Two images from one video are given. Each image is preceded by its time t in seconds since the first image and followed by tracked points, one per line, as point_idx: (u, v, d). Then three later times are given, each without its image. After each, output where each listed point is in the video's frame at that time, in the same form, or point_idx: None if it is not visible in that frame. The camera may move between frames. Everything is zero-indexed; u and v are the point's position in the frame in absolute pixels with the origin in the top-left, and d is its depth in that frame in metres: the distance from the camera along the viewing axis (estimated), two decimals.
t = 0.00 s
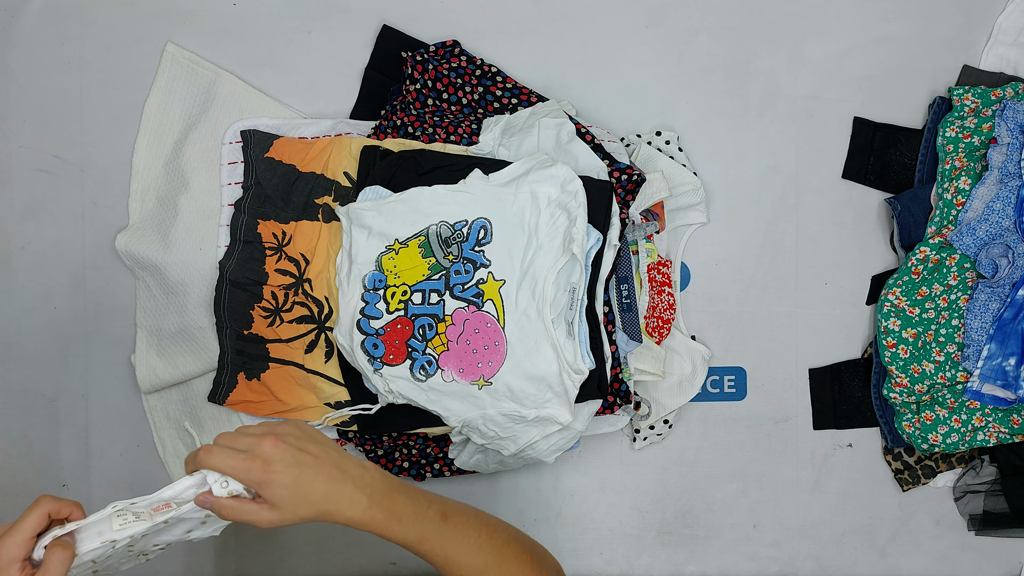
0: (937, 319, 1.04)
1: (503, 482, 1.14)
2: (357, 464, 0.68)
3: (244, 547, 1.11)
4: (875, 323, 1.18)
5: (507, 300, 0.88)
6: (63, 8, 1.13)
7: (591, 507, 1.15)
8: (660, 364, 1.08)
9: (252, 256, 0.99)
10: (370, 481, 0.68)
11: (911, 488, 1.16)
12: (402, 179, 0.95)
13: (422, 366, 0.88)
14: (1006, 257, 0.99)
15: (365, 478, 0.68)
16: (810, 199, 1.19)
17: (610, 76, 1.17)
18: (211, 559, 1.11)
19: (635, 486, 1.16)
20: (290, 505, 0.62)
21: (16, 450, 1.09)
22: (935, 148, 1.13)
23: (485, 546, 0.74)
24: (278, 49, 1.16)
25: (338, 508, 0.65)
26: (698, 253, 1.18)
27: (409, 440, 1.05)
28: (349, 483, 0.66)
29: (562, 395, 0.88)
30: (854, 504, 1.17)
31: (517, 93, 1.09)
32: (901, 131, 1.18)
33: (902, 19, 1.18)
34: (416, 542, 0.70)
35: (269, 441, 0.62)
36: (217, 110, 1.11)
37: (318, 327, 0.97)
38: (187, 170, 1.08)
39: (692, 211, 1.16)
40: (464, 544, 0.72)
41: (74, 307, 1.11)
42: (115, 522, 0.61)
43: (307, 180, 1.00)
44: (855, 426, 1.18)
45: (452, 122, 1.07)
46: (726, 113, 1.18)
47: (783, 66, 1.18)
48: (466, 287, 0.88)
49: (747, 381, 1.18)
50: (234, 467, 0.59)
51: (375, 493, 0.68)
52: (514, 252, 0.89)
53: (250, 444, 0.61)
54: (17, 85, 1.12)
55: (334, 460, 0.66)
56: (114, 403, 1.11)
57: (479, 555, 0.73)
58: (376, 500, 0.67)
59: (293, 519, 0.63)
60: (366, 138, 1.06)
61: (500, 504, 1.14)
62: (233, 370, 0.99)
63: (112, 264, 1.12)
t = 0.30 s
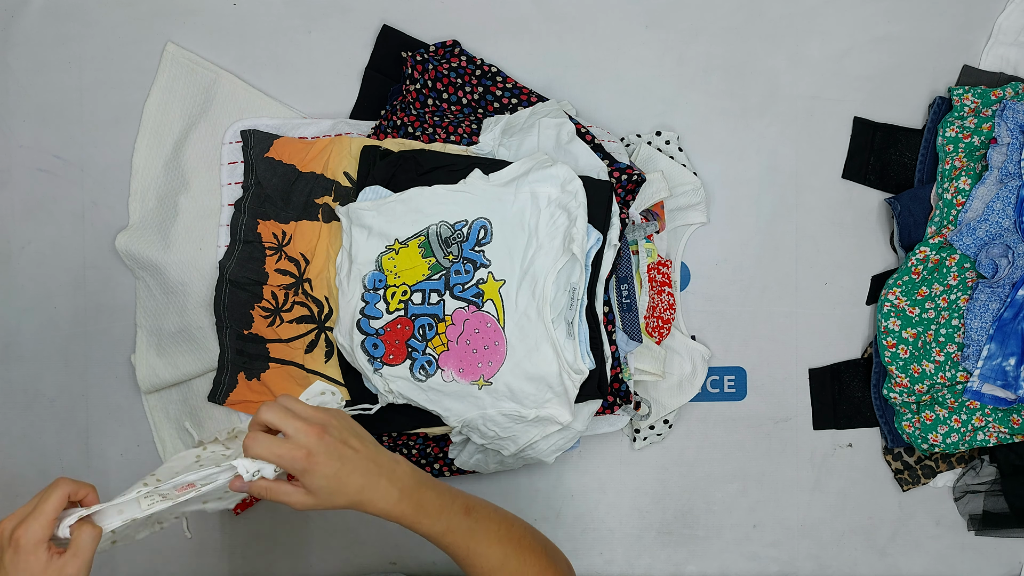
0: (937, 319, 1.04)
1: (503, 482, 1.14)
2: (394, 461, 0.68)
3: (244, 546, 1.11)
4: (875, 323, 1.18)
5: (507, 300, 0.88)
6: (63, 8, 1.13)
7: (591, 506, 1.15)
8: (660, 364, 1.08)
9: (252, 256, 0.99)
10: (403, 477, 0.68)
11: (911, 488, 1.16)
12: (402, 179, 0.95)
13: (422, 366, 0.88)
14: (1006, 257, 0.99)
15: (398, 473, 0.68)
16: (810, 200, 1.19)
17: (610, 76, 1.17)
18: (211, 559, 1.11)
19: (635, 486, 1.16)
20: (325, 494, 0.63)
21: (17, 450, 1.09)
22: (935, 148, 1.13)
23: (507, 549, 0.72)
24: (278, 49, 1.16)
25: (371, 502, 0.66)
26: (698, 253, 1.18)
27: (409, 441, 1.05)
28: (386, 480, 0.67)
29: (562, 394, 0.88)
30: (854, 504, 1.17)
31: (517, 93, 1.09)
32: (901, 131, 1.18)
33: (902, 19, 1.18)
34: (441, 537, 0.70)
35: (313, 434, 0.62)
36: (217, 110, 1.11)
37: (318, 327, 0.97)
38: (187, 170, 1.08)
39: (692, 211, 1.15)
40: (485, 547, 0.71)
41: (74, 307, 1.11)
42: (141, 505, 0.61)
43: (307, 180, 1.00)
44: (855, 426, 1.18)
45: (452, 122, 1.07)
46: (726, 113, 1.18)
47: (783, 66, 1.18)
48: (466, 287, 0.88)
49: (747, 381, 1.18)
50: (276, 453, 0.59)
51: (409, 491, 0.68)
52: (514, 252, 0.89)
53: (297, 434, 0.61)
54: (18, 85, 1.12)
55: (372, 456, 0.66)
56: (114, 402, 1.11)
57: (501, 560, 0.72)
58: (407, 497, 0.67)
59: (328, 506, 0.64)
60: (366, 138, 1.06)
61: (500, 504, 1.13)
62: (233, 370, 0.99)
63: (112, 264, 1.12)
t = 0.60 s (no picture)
0: (937, 319, 1.04)
1: (503, 483, 1.14)
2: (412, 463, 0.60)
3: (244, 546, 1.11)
4: (875, 323, 1.18)
5: (507, 300, 0.88)
6: (63, 8, 1.13)
7: (591, 506, 1.15)
8: (660, 364, 1.08)
9: (252, 256, 0.99)
10: (420, 475, 0.59)
11: (911, 488, 1.16)
12: (402, 179, 0.95)
13: (422, 366, 0.88)
14: (1006, 257, 0.99)
15: (418, 474, 0.59)
16: (810, 200, 1.19)
17: (610, 76, 1.17)
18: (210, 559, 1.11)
19: (635, 486, 1.16)
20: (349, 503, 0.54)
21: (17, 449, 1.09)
22: (935, 148, 1.13)
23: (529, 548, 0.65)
24: (278, 49, 1.16)
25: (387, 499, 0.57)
26: (698, 253, 1.18)
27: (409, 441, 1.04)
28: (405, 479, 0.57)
29: (562, 395, 0.88)
30: (854, 504, 1.17)
31: (516, 93, 1.09)
32: (901, 131, 1.17)
33: (902, 19, 1.18)
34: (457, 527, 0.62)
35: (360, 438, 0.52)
36: (217, 110, 1.11)
37: (319, 327, 0.97)
38: (187, 170, 1.08)
39: (692, 211, 1.15)
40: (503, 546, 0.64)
41: (74, 307, 1.11)
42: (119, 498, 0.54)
43: (307, 180, 0.99)
44: (855, 426, 1.18)
45: (452, 122, 1.07)
46: (726, 113, 1.18)
47: (783, 66, 1.18)
48: (466, 287, 0.88)
49: (747, 381, 1.17)
50: (321, 459, 0.50)
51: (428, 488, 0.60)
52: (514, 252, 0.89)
53: (336, 441, 0.51)
54: (17, 85, 1.12)
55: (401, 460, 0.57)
56: (114, 402, 1.11)
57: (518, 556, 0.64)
58: (424, 493, 0.59)
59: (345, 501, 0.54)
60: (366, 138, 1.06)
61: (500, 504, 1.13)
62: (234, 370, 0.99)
63: (112, 264, 1.12)
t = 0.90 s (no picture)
0: (937, 319, 1.04)
1: (503, 482, 1.14)
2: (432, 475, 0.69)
3: (244, 546, 1.11)
4: (875, 323, 1.18)
5: (507, 300, 0.88)
6: (63, 8, 1.13)
7: (591, 506, 1.15)
8: (660, 364, 1.08)
9: (252, 256, 0.99)
10: (437, 485, 0.69)
11: (911, 488, 1.16)
12: (402, 179, 0.95)
13: (422, 366, 0.88)
14: (1006, 257, 0.99)
15: (436, 482, 0.69)
16: (810, 200, 1.19)
17: (610, 76, 1.17)
18: (210, 559, 1.11)
19: (635, 486, 1.16)
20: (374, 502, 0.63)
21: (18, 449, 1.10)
22: (936, 148, 1.13)
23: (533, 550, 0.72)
24: (277, 49, 1.16)
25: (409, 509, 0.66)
26: (698, 253, 1.18)
27: (409, 440, 1.05)
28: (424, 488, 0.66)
29: (561, 395, 0.88)
30: (854, 504, 1.17)
31: (516, 93, 1.09)
32: (901, 131, 1.17)
33: (902, 19, 1.18)
34: (472, 537, 0.70)
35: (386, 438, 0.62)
36: (217, 110, 1.12)
37: (319, 327, 0.97)
38: (187, 170, 1.08)
39: (692, 211, 1.15)
40: (512, 548, 0.71)
41: (74, 307, 1.11)
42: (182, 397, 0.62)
43: (307, 180, 1.00)
44: (855, 426, 1.18)
45: (452, 122, 1.07)
46: (726, 113, 1.18)
47: (783, 66, 1.18)
48: (466, 287, 0.88)
49: (747, 381, 1.17)
50: (355, 458, 0.59)
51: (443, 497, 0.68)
52: (514, 252, 0.89)
53: (367, 443, 0.61)
54: (18, 85, 1.12)
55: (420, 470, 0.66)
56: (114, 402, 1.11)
57: (528, 559, 0.72)
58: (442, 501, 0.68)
59: (372, 505, 0.64)
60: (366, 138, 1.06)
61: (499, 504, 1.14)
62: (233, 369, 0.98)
63: (112, 264, 1.12)
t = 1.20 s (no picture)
0: (937, 319, 1.04)
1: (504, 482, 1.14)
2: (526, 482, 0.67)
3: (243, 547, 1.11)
4: (875, 323, 1.18)
5: (507, 300, 0.88)
6: (64, 8, 1.13)
7: (591, 507, 1.15)
8: (660, 364, 1.08)
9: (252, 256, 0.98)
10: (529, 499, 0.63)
11: (911, 488, 1.16)
12: (403, 179, 0.95)
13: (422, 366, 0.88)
14: (1006, 257, 0.99)
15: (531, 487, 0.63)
16: (810, 199, 1.19)
17: (610, 76, 1.17)
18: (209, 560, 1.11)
19: (635, 486, 1.16)
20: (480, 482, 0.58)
21: (18, 449, 1.09)
22: (936, 148, 1.13)
23: None
24: (278, 49, 1.16)
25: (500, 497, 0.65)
26: (698, 253, 1.18)
27: (409, 441, 1.05)
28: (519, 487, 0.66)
29: (562, 395, 0.88)
30: (854, 504, 1.17)
31: (516, 93, 1.09)
32: (901, 131, 1.17)
33: (902, 19, 1.18)
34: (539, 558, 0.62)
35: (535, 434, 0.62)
36: (216, 111, 1.12)
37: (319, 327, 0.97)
38: (187, 170, 1.09)
39: (692, 211, 1.15)
40: None
41: (74, 307, 1.11)
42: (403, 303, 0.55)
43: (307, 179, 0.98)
44: (855, 426, 1.17)
45: (452, 122, 1.07)
46: (726, 113, 1.18)
47: (783, 66, 1.18)
48: (466, 287, 0.88)
49: (747, 381, 1.17)
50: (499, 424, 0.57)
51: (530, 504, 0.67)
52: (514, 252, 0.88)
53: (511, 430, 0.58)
54: (18, 85, 1.12)
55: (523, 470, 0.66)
56: (114, 402, 1.11)
57: None
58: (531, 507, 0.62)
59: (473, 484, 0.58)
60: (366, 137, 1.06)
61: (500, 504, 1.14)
62: (233, 370, 0.99)
63: (112, 264, 1.12)
